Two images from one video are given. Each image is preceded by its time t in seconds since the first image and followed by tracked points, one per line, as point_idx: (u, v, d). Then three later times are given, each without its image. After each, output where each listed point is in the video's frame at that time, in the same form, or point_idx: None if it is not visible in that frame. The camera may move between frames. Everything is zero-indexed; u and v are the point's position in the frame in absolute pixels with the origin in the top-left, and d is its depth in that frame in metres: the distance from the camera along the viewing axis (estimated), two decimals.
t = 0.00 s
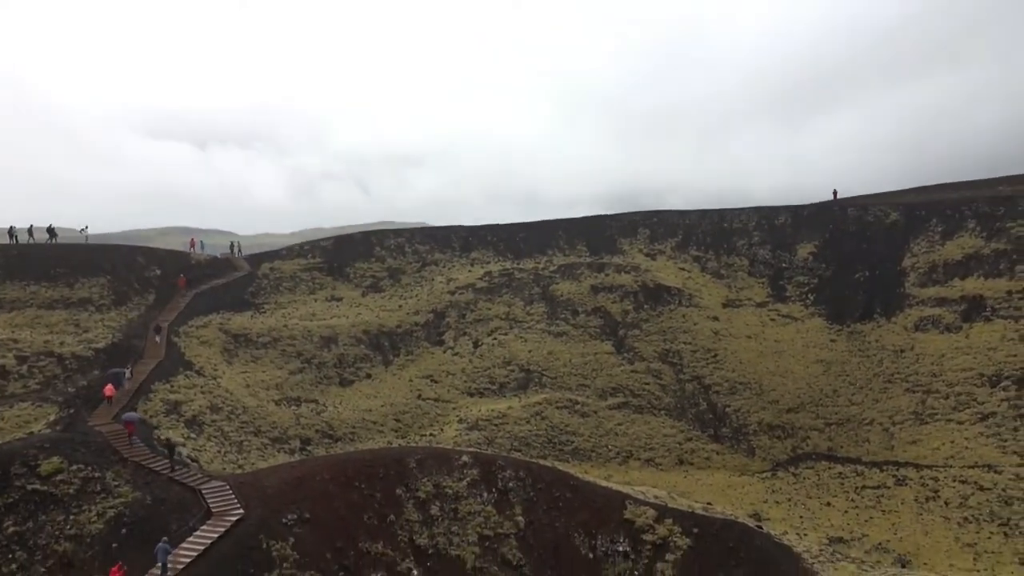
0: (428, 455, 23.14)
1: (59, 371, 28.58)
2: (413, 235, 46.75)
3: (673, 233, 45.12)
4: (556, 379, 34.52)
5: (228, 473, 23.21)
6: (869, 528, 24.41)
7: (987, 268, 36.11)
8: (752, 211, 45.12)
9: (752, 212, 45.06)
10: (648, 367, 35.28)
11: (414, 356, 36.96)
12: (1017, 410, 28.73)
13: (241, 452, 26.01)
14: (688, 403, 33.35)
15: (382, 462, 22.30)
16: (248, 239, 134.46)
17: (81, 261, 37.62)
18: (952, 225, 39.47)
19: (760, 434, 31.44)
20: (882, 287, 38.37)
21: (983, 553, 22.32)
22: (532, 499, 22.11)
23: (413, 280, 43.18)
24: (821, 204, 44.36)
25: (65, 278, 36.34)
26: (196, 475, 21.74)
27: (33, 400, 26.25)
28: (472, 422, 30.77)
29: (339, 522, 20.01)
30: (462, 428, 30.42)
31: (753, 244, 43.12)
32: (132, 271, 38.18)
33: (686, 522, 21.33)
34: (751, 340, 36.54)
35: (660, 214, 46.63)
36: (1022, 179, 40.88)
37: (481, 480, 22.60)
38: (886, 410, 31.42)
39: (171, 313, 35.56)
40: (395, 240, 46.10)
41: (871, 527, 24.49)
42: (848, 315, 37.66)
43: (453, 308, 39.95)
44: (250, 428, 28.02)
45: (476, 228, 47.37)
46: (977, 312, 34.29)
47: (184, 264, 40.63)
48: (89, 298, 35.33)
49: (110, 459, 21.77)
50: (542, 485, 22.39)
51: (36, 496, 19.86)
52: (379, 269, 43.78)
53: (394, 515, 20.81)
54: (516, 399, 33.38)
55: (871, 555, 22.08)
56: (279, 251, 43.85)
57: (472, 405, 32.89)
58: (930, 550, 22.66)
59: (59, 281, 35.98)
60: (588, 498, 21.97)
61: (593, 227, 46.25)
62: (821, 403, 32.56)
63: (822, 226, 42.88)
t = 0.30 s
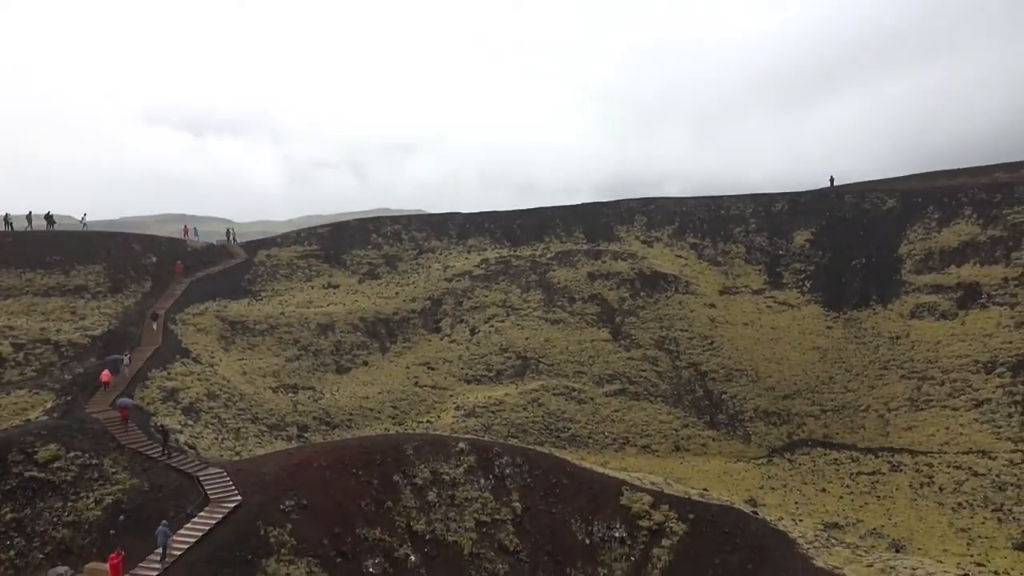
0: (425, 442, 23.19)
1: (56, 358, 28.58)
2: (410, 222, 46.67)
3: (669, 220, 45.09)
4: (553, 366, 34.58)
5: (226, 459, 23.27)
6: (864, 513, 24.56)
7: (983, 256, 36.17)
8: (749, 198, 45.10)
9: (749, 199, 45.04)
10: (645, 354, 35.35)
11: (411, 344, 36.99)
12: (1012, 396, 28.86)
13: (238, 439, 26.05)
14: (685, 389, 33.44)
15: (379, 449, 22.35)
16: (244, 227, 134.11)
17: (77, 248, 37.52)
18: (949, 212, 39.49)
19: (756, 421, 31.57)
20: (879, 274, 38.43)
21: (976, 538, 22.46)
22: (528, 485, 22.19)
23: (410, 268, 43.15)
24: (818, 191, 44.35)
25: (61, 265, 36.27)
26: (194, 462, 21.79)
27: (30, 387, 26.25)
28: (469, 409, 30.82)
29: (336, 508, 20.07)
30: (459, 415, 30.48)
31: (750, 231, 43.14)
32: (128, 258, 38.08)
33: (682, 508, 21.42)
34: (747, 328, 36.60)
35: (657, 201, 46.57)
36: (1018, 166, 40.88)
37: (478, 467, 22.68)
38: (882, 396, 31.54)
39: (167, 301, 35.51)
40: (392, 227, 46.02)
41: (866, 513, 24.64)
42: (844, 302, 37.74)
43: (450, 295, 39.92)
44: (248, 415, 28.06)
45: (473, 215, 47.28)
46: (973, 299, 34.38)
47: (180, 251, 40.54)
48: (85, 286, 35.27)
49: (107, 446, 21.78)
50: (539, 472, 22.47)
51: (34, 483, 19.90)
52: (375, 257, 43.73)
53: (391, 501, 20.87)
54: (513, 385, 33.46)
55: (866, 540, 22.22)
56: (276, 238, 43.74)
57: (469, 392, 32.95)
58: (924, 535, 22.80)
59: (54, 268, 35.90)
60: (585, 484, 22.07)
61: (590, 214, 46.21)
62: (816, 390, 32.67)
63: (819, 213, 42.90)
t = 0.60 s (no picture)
0: (424, 427, 23.23)
1: (54, 344, 28.56)
2: (409, 208, 46.57)
3: (669, 207, 45.04)
4: (551, 352, 34.62)
5: (226, 445, 23.31)
6: (861, 500, 24.67)
7: (982, 243, 36.17)
8: (748, 185, 45.02)
9: (748, 186, 44.95)
10: (643, 341, 35.39)
11: (410, 330, 37.00)
12: (1009, 384, 28.93)
13: (237, 425, 26.10)
14: (683, 376, 33.50)
15: (378, 435, 22.40)
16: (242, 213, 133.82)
17: (75, 233, 37.43)
18: (949, 200, 39.45)
19: (754, 407, 31.65)
20: (878, 261, 38.44)
21: (972, 525, 22.58)
22: (527, 471, 22.29)
23: (409, 254, 43.11)
24: (818, 177, 44.27)
25: (59, 250, 36.19)
26: (193, 448, 21.84)
27: (29, 373, 26.25)
28: (467, 395, 30.88)
29: (335, 493, 20.13)
30: (458, 401, 30.55)
31: (749, 218, 43.09)
32: (126, 244, 37.99)
33: (680, 493, 21.51)
34: (746, 315, 36.62)
35: (656, 188, 46.49)
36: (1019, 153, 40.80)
37: (476, 452, 22.75)
38: (879, 383, 31.63)
39: (166, 286, 35.47)
40: (391, 213, 45.93)
41: (862, 499, 24.76)
42: (843, 289, 37.77)
43: (448, 281, 39.88)
44: (247, 400, 28.11)
45: (472, 201, 47.19)
46: (971, 287, 34.41)
47: (179, 237, 40.45)
48: (83, 271, 35.21)
49: (106, 431, 21.80)
50: (537, 457, 22.54)
51: (33, 468, 19.93)
52: (374, 243, 43.67)
53: (390, 487, 20.93)
54: (511, 371, 33.51)
55: (863, 526, 22.33)
56: (274, 224, 43.65)
57: (468, 378, 33.00)
58: (920, 521, 22.92)
59: (52, 254, 35.81)
60: (583, 470, 22.15)
61: (589, 200, 46.12)
62: (814, 377, 32.75)
63: (818, 200, 42.85)
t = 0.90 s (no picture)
0: (423, 412, 23.29)
1: (54, 328, 28.57)
2: (408, 193, 46.47)
3: (668, 192, 44.96)
4: (550, 338, 34.66)
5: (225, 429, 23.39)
6: (858, 485, 24.79)
7: (981, 230, 36.16)
8: (748, 171, 44.92)
9: (748, 171, 44.85)
10: (642, 326, 35.43)
11: (409, 315, 37.03)
12: (1007, 370, 29.01)
13: (237, 409, 26.16)
14: (682, 361, 33.58)
15: (377, 419, 22.46)
16: (241, 198, 133.48)
17: (73, 217, 37.34)
18: (949, 186, 39.40)
19: (752, 393, 31.74)
20: (877, 247, 38.43)
21: (968, 510, 22.70)
22: (525, 456, 22.39)
23: (408, 239, 43.07)
24: (818, 163, 44.16)
25: (57, 234, 36.13)
26: (193, 432, 21.90)
27: (28, 357, 26.28)
28: (466, 380, 30.95)
29: (334, 477, 20.21)
30: (457, 386, 30.63)
31: (749, 204, 43.03)
32: (124, 228, 37.92)
33: (678, 478, 21.61)
34: (745, 301, 36.65)
35: (656, 173, 46.38)
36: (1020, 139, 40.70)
37: (475, 437, 22.84)
38: (877, 369, 31.72)
39: (165, 270, 35.44)
40: (390, 198, 45.83)
41: (859, 484, 24.88)
42: (842, 275, 37.79)
43: (447, 267, 39.83)
44: (246, 384, 28.17)
45: (471, 186, 47.08)
46: (970, 273, 34.43)
47: (177, 221, 40.38)
48: (82, 255, 35.17)
49: (106, 415, 21.85)
50: (536, 442, 22.63)
51: (34, 451, 19.99)
52: (373, 227, 43.62)
53: (389, 471, 21.00)
54: (511, 357, 33.58)
55: (860, 511, 22.46)
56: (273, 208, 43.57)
57: (467, 363, 33.05)
58: (916, 506, 23.05)
59: (51, 238, 35.75)
60: (582, 455, 22.24)
61: (588, 185, 46.03)
62: (813, 363, 32.82)
63: (818, 186, 42.79)
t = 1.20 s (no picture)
0: (424, 396, 23.34)
1: (56, 313, 28.64)
2: (409, 177, 46.37)
3: (670, 177, 44.84)
4: (552, 322, 34.69)
5: (228, 413, 23.49)
6: (858, 469, 24.88)
7: (984, 215, 36.07)
8: (751, 155, 44.76)
9: (751, 156, 44.68)
10: (644, 311, 35.45)
11: (411, 300, 37.07)
12: (1008, 355, 29.03)
13: (239, 393, 26.26)
14: (683, 346, 33.62)
15: (379, 404, 22.52)
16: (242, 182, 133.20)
17: (75, 202, 37.31)
18: (952, 170, 39.26)
19: (753, 377, 31.80)
20: (879, 232, 38.37)
21: (967, 494, 22.78)
22: (527, 440, 22.47)
23: (409, 223, 43.04)
24: (821, 148, 43.99)
25: (59, 219, 36.12)
26: (195, 416, 22.00)
27: (31, 341, 26.35)
28: (468, 365, 31.03)
29: (336, 461, 20.30)
30: (459, 370, 30.71)
31: (751, 188, 42.92)
32: (126, 213, 37.90)
33: (679, 462, 21.68)
34: (747, 286, 36.62)
35: (658, 157, 46.23)
36: None
37: (477, 422, 22.91)
38: (878, 353, 31.75)
39: (167, 255, 35.45)
40: (391, 182, 45.74)
41: (859, 468, 24.97)
42: (843, 260, 37.75)
43: (449, 251, 39.80)
44: (248, 369, 28.26)
45: (473, 170, 46.96)
46: (972, 258, 34.39)
47: (179, 205, 40.35)
48: (84, 240, 35.20)
49: (109, 399, 21.93)
50: (537, 427, 22.69)
51: (38, 435, 20.09)
52: (375, 212, 43.57)
53: (391, 455, 21.09)
54: (512, 341, 33.64)
55: (860, 495, 22.54)
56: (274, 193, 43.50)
57: (468, 348, 33.12)
58: (916, 491, 23.14)
59: (52, 223, 35.75)
60: (583, 439, 22.30)
61: (590, 170, 45.91)
62: (814, 347, 32.85)
63: (821, 171, 42.65)
